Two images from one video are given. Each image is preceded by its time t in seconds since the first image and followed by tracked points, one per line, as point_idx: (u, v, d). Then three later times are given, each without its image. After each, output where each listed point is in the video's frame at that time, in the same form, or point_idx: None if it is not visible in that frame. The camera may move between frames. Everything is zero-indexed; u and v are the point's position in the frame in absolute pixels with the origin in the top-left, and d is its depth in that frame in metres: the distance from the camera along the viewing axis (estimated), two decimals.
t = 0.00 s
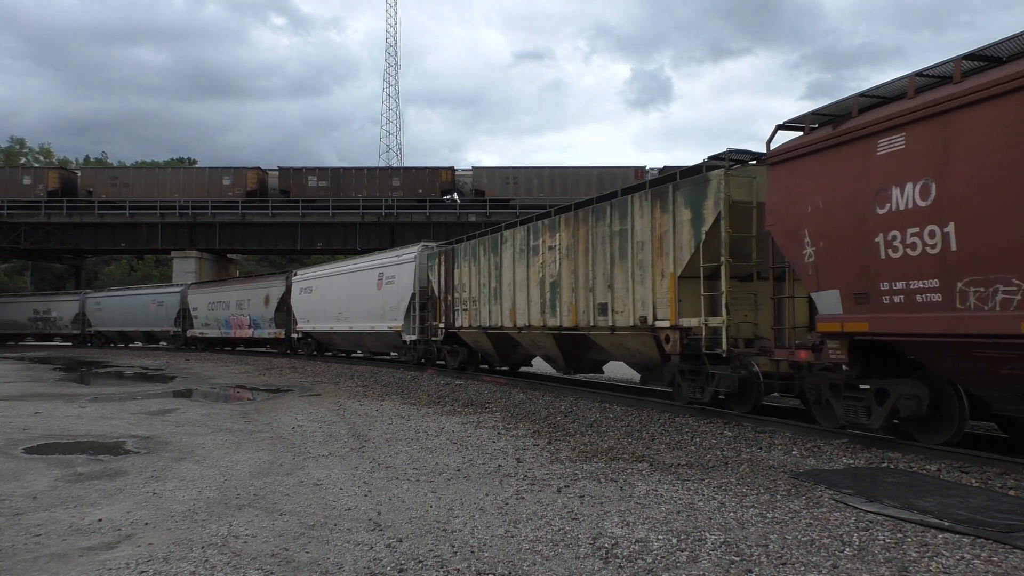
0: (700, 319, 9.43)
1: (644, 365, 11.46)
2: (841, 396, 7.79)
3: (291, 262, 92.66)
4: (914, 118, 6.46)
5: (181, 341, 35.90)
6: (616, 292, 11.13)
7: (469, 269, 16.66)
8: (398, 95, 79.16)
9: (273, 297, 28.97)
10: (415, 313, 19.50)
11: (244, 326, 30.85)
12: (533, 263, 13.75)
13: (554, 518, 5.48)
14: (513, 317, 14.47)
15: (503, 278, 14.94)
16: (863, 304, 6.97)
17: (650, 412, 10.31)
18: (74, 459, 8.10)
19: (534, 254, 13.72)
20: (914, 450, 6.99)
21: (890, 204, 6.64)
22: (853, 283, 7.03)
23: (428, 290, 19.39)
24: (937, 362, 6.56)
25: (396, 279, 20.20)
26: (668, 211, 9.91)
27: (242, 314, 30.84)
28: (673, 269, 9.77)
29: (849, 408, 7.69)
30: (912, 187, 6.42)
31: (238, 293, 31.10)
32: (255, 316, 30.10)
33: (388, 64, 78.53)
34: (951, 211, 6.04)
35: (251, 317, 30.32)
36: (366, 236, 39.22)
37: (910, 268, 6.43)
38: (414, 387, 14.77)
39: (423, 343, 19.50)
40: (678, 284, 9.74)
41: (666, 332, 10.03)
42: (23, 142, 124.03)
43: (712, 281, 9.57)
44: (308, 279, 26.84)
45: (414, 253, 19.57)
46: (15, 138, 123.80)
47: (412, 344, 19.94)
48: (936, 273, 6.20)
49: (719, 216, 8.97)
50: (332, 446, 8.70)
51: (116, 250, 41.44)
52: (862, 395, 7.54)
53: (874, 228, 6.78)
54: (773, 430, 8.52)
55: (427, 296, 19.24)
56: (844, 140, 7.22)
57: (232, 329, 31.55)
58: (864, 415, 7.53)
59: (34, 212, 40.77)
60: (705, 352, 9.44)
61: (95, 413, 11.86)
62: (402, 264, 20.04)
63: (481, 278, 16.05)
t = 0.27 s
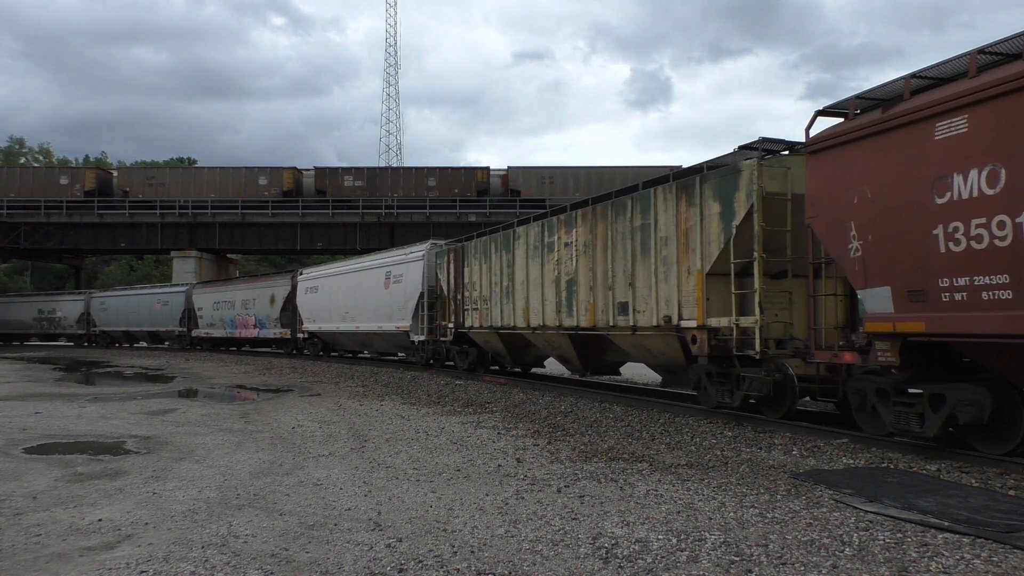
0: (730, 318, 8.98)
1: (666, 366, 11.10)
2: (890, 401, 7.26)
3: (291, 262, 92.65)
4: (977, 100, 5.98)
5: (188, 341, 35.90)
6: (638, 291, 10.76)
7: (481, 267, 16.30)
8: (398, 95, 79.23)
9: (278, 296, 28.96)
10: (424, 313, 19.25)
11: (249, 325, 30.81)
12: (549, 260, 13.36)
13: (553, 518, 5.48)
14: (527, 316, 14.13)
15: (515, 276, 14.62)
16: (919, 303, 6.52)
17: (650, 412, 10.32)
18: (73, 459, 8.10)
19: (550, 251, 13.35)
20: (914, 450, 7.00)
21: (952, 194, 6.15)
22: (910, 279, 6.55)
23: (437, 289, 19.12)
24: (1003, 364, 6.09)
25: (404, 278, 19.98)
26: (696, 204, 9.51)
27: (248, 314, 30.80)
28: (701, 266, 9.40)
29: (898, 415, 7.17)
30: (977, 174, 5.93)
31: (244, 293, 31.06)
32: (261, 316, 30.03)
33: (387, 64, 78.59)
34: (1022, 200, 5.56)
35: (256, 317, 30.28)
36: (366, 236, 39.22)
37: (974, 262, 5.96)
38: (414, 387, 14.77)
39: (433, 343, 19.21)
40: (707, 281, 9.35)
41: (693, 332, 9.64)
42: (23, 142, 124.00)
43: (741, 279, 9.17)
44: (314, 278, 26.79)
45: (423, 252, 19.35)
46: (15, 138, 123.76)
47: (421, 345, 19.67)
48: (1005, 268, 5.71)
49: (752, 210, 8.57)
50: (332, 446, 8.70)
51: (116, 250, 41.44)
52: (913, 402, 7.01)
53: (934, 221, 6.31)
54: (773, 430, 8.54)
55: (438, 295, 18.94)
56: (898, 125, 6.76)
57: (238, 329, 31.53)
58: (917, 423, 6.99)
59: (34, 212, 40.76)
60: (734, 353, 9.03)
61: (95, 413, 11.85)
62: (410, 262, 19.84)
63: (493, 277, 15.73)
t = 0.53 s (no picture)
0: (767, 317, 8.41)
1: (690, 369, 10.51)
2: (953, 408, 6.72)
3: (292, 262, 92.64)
4: None
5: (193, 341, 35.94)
6: (663, 289, 10.20)
7: (493, 265, 15.77)
8: (398, 95, 79.25)
9: (285, 296, 28.96)
10: (432, 313, 18.91)
11: (256, 325, 30.79)
12: (565, 257, 12.78)
13: (553, 518, 5.48)
14: (541, 316, 13.61)
15: (529, 274, 14.09)
16: (986, 300, 5.96)
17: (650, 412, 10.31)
18: (73, 459, 8.09)
19: (566, 247, 12.76)
20: (914, 450, 7.00)
21: None
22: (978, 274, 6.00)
23: (445, 288, 18.77)
24: None
25: (412, 277, 19.65)
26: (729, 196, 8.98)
27: (254, 314, 30.78)
28: (734, 261, 8.84)
29: (960, 422, 6.65)
30: None
31: (250, 292, 31.03)
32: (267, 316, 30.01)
33: (388, 64, 78.75)
34: None
35: (262, 317, 30.25)
36: (366, 236, 39.21)
37: None
38: (414, 387, 14.77)
39: (441, 344, 18.84)
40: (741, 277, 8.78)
41: (725, 332, 9.07)
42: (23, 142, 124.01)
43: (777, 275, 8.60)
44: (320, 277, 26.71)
45: (432, 249, 18.96)
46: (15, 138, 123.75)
47: (429, 346, 19.32)
48: None
49: (791, 201, 8.06)
50: (332, 446, 8.70)
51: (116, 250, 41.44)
52: (977, 409, 6.48)
53: (1004, 210, 5.77)
54: (773, 430, 8.54)
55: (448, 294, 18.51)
56: (965, 104, 6.14)
57: (243, 329, 31.54)
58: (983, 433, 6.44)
59: (34, 212, 40.76)
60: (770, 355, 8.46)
61: (95, 413, 11.85)
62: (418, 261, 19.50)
63: (505, 275, 15.22)
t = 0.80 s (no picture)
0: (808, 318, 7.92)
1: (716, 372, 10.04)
2: None
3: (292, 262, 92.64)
4: None
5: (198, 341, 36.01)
6: (691, 287, 9.68)
7: (507, 263, 15.44)
8: (398, 95, 79.31)
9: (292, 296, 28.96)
10: (442, 313, 18.75)
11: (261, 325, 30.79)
12: (584, 254, 12.36)
13: (554, 518, 5.48)
14: (556, 315, 13.20)
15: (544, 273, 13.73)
16: None
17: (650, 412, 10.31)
18: (73, 459, 8.09)
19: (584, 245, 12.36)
20: (914, 450, 7.01)
21: None
22: None
23: (456, 287, 18.63)
24: None
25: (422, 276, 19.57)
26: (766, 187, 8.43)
27: (260, 314, 30.78)
28: (770, 257, 8.32)
29: None
30: None
31: (256, 292, 31.02)
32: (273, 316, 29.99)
33: (388, 65, 79.12)
34: None
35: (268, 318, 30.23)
36: (366, 235, 39.21)
37: None
38: (414, 387, 14.77)
39: (451, 345, 18.71)
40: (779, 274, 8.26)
41: (760, 333, 8.54)
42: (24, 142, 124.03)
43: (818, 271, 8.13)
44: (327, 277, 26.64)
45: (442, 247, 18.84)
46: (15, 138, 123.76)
47: (439, 347, 19.20)
48: None
49: (837, 190, 7.56)
50: (332, 446, 8.70)
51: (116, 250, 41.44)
52: None
53: None
54: (773, 430, 8.54)
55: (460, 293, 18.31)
56: None
57: (249, 329, 31.57)
58: None
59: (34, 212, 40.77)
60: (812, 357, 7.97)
61: (95, 413, 11.85)
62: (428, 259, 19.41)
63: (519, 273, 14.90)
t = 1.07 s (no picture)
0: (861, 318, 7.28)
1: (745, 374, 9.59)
2: None
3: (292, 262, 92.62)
4: None
5: (204, 341, 36.09)
6: (723, 284, 9.15)
7: (523, 261, 14.98)
8: (398, 95, 79.34)
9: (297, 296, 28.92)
10: (453, 313, 18.65)
11: (268, 325, 30.79)
12: (604, 251, 11.86)
13: (553, 518, 5.48)
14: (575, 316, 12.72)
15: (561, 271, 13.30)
16: None
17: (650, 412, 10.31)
18: (73, 459, 8.09)
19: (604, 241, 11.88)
20: (914, 450, 7.00)
21: None
22: None
23: (467, 286, 18.50)
24: None
25: (430, 275, 19.52)
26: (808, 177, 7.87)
27: (265, 313, 30.78)
28: (813, 252, 7.75)
29: None
30: None
31: (262, 291, 31.03)
32: (280, 316, 30.00)
33: (388, 65, 79.38)
34: None
35: (275, 317, 30.22)
36: (366, 235, 39.21)
37: None
38: (414, 387, 14.76)
39: (463, 345, 18.63)
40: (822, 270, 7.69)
41: (802, 334, 7.97)
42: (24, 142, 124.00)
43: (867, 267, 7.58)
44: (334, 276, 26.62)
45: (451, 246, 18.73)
46: (16, 138, 123.75)
47: (450, 347, 19.13)
48: None
49: (888, 179, 7.02)
50: (332, 446, 8.70)
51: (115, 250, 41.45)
52: None
53: None
54: (773, 430, 8.54)
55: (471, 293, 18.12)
56: None
57: (254, 329, 31.61)
58: None
59: (34, 212, 40.76)
60: (861, 359, 7.38)
61: (95, 413, 11.86)
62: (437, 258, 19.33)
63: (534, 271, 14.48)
